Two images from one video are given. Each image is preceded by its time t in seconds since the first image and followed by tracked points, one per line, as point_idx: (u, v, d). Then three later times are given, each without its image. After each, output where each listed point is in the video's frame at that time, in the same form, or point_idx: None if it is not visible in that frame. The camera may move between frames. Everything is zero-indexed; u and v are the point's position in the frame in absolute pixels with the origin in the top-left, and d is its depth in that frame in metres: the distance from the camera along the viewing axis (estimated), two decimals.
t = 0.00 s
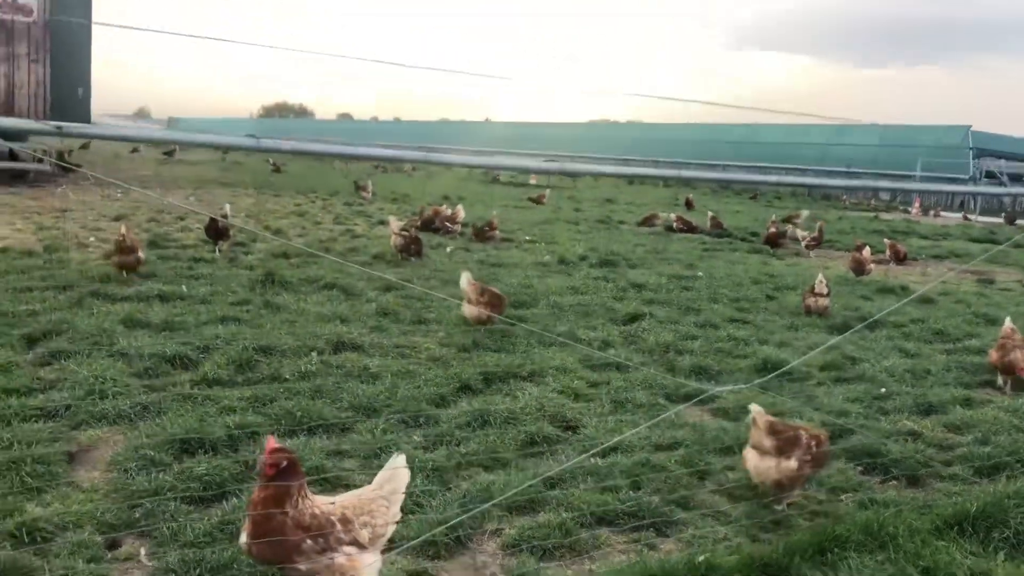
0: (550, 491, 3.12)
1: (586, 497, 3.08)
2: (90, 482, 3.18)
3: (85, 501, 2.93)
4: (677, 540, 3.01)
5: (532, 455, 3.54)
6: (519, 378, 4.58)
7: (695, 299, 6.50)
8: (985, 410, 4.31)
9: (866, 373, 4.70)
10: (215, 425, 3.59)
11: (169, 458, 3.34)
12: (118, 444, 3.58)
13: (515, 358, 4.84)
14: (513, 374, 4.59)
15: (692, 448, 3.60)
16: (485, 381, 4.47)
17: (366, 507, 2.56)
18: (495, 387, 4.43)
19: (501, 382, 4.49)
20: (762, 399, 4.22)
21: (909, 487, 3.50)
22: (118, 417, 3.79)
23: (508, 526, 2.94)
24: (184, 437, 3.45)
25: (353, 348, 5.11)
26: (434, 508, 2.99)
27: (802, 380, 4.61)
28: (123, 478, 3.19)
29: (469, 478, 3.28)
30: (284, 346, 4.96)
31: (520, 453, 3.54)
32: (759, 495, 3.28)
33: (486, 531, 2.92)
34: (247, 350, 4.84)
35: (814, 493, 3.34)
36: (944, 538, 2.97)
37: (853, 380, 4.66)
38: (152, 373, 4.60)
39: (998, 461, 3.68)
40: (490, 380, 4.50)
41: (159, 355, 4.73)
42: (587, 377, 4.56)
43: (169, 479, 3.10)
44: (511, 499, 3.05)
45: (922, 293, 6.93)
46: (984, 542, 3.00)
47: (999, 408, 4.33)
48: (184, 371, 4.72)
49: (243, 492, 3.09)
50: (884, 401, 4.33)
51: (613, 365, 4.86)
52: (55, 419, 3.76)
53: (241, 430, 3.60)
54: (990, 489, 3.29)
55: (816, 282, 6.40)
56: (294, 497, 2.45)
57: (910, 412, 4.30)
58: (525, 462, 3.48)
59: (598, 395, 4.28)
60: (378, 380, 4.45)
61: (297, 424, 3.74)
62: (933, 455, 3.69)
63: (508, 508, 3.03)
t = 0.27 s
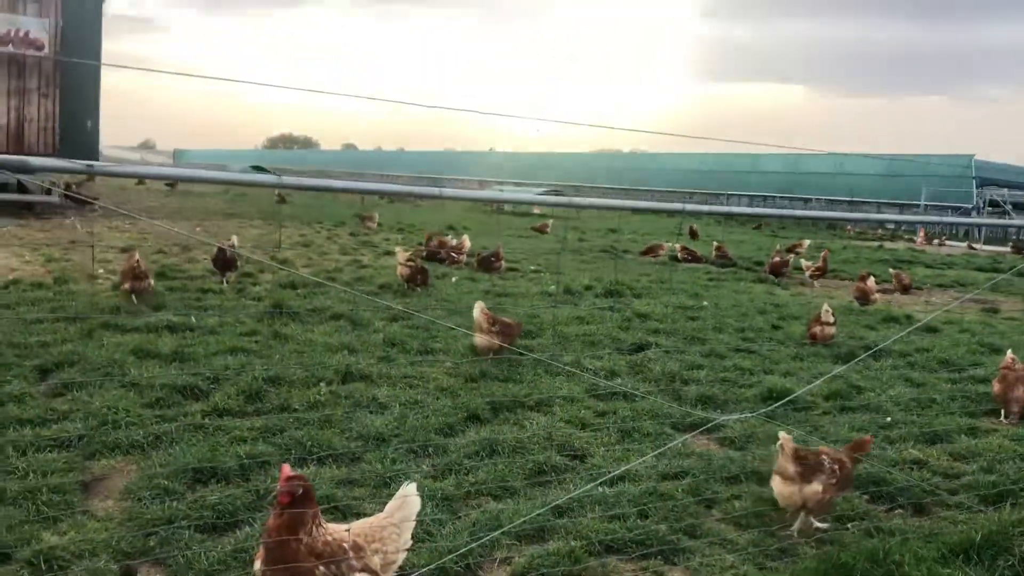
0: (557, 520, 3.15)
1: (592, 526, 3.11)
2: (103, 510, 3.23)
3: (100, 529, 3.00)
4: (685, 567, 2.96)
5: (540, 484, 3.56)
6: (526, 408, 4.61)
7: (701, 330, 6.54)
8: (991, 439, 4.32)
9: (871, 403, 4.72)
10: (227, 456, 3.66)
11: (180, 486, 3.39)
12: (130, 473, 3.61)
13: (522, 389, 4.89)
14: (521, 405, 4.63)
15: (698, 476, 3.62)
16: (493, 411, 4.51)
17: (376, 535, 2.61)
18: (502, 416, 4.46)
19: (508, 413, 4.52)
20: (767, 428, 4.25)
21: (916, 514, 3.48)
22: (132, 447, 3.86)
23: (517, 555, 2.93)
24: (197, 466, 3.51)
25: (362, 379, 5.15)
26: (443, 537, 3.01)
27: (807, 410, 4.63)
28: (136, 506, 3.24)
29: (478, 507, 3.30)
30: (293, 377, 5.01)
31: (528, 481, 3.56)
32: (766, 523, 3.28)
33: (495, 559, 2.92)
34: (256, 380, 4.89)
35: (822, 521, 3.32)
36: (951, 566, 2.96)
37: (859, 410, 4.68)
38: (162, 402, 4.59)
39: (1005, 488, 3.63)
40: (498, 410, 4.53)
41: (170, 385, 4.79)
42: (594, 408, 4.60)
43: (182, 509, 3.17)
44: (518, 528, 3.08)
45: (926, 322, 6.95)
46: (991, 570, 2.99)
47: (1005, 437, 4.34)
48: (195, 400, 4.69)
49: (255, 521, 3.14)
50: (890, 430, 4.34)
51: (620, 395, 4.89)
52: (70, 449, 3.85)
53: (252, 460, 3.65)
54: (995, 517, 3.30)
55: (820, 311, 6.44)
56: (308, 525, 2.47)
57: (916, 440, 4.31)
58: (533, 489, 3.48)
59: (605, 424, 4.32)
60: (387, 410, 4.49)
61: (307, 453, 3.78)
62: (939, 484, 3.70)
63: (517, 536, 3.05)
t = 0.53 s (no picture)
0: (564, 538, 3.19)
1: (598, 544, 3.15)
2: (118, 528, 3.29)
3: (115, 547, 3.06)
4: None
5: (547, 503, 3.61)
6: (532, 429, 4.66)
7: (706, 352, 6.59)
8: (994, 459, 4.34)
9: (875, 423, 4.76)
10: (238, 476, 3.72)
11: (193, 505, 3.45)
12: (144, 493, 3.66)
13: (528, 411, 4.94)
14: (527, 425, 4.68)
15: (704, 496, 3.65)
16: (500, 432, 4.55)
17: (386, 551, 2.63)
18: (510, 437, 4.51)
19: (515, 433, 4.57)
20: (772, 448, 4.28)
21: (919, 533, 3.50)
22: (145, 467, 3.93)
23: (526, 572, 2.96)
24: (209, 485, 3.57)
25: (370, 400, 5.21)
26: (451, 554, 3.06)
27: (811, 430, 4.67)
28: (149, 524, 3.29)
29: (487, 525, 3.34)
30: (302, 398, 5.07)
31: (535, 500, 3.61)
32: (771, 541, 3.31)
33: None
34: (266, 401, 4.95)
35: (826, 540, 3.35)
36: None
37: (863, 430, 4.71)
38: (173, 423, 4.65)
39: (1008, 507, 3.66)
40: (505, 431, 4.58)
41: (181, 406, 4.85)
42: (600, 429, 4.64)
43: (195, 528, 3.23)
44: (526, 546, 3.12)
45: (930, 344, 6.99)
46: None
47: (1009, 457, 4.36)
48: (206, 421, 4.75)
49: (268, 539, 3.19)
50: (893, 450, 4.37)
51: (625, 416, 4.94)
52: (84, 468, 3.91)
53: (264, 479, 3.71)
54: (998, 535, 3.33)
55: (824, 333, 6.49)
56: (320, 540, 2.54)
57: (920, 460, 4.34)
58: (541, 509, 3.52)
59: (611, 445, 4.36)
60: (394, 431, 4.54)
61: (317, 472, 3.84)
62: (942, 503, 3.73)
63: (525, 554, 3.09)
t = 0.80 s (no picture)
0: (573, 552, 3.22)
1: (606, 558, 3.18)
2: (134, 542, 3.35)
3: (132, 561, 3.11)
4: None
5: (556, 517, 3.65)
6: (541, 443, 4.70)
7: (713, 365, 6.62)
8: (1001, 473, 4.36)
9: (882, 437, 4.78)
10: (252, 490, 3.77)
11: (208, 519, 3.51)
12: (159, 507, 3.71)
13: (537, 425, 4.98)
14: (536, 439, 4.72)
15: (711, 510, 3.68)
16: (509, 446, 4.60)
17: (397, 563, 2.69)
18: (519, 451, 4.55)
19: (524, 447, 4.61)
20: (779, 462, 4.31)
21: (926, 547, 3.52)
22: (160, 481, 3.98)
23: None
24: (224, 499, 3.63)
25: (381, 414, 5.26)
26: (462, 567, 3.10)
27: (818, 444, 4.70)
28: (165, 538, 3.34)
29: (496, 539, 3.39)
30: (313, 413, 5.12)
31: (544, 514, 3.65)
32: (778, 554, 3.33)
33: None
34: (278, 416, 5.01)
35: (832, 553, 3.37)
36: None
37: (869, 443, 4.73)
38: (187, 437, 4.71)
39: (1014, 521, 3.67)
40: (514, 444, 4.63)
41: (194, 421, 4.90)
42: (609, 442, 4.68)
43: (210, 542, 3.28)
44: (536, 559, 3.15)
45: (937, 356, 7.00)
46: None
47: (1016, 471, 4.38)
48: (219, 435, 4.81)
49: (281, 553, 3.24)
50: (900, 463, 4.40)
51: (633, 430, 4.97)
52: (100, 482, 3.98)
53: (277, 493, 3.77)
54: (1003, 549, 3.35)
55: (830, 346, 6.52)
56: (334, 554, 2.59)
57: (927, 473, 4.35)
58: (550, 522, 3.56)
59: (620, 458, 4.40)
60: (405, 445, 4.59)
61: (328, 486, 3.89)
62: (949, 517, 3.75)
63: (534, 568, 3.13)
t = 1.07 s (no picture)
0: (584, 561, 3.24)
1: (617, 567, 3.20)
2: (151, 550, 3.40)
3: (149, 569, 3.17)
4: None
5: (568, 525, 3.67)
6: (553, 452, 4.72)
7: (726, 374, 6.63)
8: (1016, 483, 4.33)
9: (894, 446, 4.77)
10: (267, 499, 3.82)
11: (224, 528, 3.55)
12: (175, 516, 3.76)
13: (549, 434, 5.00)
14: (548, 448, 4.74)
15: (723, 519, 3.68)
16: (521, 455, 4.62)
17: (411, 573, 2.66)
18: (531, 460, 4.58)
19: (536, 457, 4.63)
20: (791, 471, 4.32)
21: (937, 557, 3.51)
22: (176, 490, 4.04)
23: None
24: (239, 508, 3.68)
25: (394, 423, 5.29)
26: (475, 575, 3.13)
27: (830, 453, 4.70)
28: (181, 546, 3.40)
29: (508, 548, 3.41)
30: (327, 422, 5.17)
31: (556, 523, 3.67)
32: (789, 563, 3.34)
33: None
34: (292, 425, 5.06)
35: (843, 564, 3.37)
36: None
37: (882, 453, 4.72)
38: (203, 446, 4.77)
39: None
40: (526, 453, 4.65)
41: (210, 430, 4.96)
42: (621, 451, 4.69)
43: (226, 550, 3.33)
44: (547, 568, 3.17)
45: (952, 364, 6.96)
46: None
47: None
48: (235, 444, 4.87)
49: (296, 562, 3.28)
50: (912, 473, 4.38)
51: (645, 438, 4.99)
52: (117, 490, 4.04)
53: (291, 502, 3.81)
54: (1016, 560, 3.33)
55: (844, 354, 6.51)
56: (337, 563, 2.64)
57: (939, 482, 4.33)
58: (561, 532, 3.57)
59: (631, 468, 4.41)
60: (418, 454, 4.63)
61: (342, 495, 3.93)
62: (963, 527, 3.73)
63: None
